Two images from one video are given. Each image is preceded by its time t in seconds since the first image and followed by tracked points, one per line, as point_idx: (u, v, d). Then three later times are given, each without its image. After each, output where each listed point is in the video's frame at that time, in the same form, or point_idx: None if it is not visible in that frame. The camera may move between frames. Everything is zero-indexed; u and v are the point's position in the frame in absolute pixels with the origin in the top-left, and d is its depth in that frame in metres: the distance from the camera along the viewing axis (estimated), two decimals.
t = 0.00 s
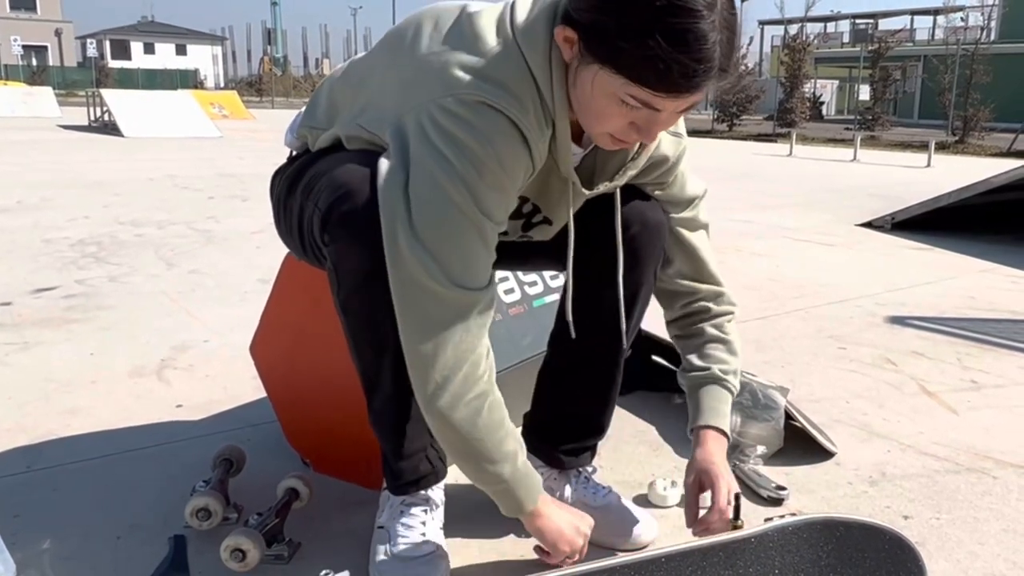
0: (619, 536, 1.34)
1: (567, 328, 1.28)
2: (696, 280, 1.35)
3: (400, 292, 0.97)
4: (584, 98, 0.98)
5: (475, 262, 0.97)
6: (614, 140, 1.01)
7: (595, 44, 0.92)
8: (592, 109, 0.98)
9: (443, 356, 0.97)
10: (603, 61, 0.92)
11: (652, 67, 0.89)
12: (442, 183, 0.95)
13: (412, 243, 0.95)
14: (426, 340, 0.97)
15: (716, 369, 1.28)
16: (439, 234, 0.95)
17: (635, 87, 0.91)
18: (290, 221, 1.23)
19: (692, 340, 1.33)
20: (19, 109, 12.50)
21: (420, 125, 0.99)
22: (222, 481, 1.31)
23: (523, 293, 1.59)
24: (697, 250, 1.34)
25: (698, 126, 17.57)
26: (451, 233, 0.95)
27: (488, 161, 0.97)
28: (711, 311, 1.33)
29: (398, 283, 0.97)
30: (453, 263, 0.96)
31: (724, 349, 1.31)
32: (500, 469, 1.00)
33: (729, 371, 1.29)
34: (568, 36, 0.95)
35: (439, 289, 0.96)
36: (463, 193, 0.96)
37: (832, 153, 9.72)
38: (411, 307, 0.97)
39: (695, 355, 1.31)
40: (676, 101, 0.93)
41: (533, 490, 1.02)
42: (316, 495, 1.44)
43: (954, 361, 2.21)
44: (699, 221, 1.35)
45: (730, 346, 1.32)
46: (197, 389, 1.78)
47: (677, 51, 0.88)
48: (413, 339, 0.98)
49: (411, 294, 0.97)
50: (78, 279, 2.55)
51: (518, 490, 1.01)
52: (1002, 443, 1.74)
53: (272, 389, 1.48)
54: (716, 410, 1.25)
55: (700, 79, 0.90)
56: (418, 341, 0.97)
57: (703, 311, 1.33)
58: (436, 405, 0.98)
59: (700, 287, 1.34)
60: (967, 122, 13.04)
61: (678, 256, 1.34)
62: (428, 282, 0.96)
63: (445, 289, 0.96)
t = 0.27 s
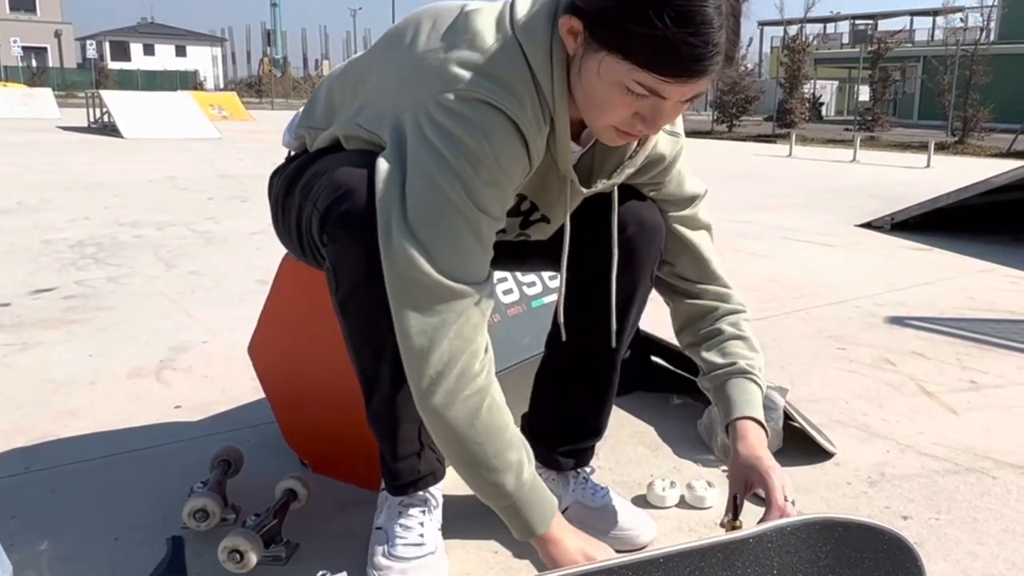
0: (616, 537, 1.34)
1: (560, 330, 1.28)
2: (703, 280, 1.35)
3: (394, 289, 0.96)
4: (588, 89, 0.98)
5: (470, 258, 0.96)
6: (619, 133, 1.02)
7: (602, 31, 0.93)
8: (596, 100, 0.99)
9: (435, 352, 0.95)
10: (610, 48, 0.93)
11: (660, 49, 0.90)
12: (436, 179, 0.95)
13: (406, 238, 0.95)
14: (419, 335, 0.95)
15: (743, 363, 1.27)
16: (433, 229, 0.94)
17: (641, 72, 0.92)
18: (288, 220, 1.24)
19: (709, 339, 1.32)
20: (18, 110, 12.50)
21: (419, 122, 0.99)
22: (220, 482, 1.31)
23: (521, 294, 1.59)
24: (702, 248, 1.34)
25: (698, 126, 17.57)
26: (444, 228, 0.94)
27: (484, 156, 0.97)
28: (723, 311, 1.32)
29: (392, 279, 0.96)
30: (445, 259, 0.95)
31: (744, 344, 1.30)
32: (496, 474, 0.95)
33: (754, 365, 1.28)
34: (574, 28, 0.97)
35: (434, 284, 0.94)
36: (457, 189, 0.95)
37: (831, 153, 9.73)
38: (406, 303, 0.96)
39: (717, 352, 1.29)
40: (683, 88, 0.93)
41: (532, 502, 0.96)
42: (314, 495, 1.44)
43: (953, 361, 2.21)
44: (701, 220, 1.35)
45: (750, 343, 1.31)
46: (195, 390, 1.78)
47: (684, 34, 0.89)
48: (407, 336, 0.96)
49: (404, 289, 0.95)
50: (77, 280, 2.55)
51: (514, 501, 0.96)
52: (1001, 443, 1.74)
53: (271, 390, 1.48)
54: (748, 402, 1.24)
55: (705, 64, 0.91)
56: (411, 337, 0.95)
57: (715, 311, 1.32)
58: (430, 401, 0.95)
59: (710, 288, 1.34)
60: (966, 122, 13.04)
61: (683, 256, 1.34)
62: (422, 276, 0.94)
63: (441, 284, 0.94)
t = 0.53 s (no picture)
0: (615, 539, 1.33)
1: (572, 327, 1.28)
2: (700, 282, 1.35)
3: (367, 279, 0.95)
4: (598, 89, 0.99)
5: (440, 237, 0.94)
6: (625, 133, 1.03)
7: (615, 33, 0.94)
8: (605, 100, 0.99)
9: (411, 339, 0.94)
10: (623, 49, 0.94)
11: (675, 51, 0.91)
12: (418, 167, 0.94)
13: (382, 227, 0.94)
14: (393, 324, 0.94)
15: (739, 365, 1.27)
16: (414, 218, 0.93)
17: (654, 73, 0.93)
18: (288, 220, 1.23)
19: (706, 343, 1.32)
20: (19, 112, 12.52)
21: (411, 113, 0.99)
22: (220, 483, 1.31)
23: (521, 295, 1.58)
24: (698, 248, 1.34)
25: (698, 128, 17.57)
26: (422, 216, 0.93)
27: (475, 149, 0.96)
28: (720, 313, 1.33)
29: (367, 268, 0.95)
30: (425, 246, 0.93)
31: (741, 347, 1.30)
32: (482, 448, 0.96)
33: (751, 367, 1.28)
34: (584, 29, 0.97)
35: (401, 262, 0.92)
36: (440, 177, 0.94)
37: (832, 155, 9.73)
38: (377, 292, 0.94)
39: (713, 356, 1.30)
40: (694, 90, 0.95)
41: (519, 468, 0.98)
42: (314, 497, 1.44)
43: (954, 363, 2.21)
44: (700, 219, 1.35)
45: (747, 345, 1.31)
46: (195, 392, 1.78)
47: (698, 35, 0.90)
48: (378, 325, 0.95)
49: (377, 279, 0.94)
50: (77, 282, 2.55)
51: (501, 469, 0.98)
52: (1002, 445, 1.74)
53: (272, 391, 1.48)
54: (745, 405, 1.24)
55: (718, 66, 0.93)
56: (385, 324, 0.94)
57: (712, 314, 1.33)
58: (403, 388, 0.94)
59: (707, 290, 1.34)
60: (966, 124, 13.04)
61: (681, 258, 1.34)
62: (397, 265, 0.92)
63: (406, 261, 0.92)
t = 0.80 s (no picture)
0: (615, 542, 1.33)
1: (560, 326, 1.29)
2: (699, 285, 1.34)
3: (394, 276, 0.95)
4: (601, 83, 1.00)
5: (458, 221, 0.94)
6: (625, 129, 1.04)
7: (619, 26, 0.95)
8: (607, 93, 1.00)
9: (446, 326, 0.93)
10: (627, 43, 0.95)
11: (680, 44, 0.92)
12: (424, 155, 0.94)
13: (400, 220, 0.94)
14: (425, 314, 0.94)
15: (735, 370, 1.26)
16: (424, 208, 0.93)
17: (657, 65, 0.94)
18: (288, 223, 1.23)
19: (703, 347, 1.31)
20: (20, 116, 12.54)
21: (407, 106, 0.98)
22: (219, 486, 1.31)
23: (521, 297, 1.58)
24: (698, 252, 1.34)
25: (699, 131, 17.58)
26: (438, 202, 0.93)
27: (473, 139, 0.96)
28: (717, 316, 1.32)
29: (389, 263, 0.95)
30: (442, 230, 0.93)
31: (738, 351, 1.29)
32: (535, 423, 0.95)
33: (748, 373, 1.27)
34: (587, 24, 0.98)
35: (422, 253, 0.92)
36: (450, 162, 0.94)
37: (833, 157, 9.73)
38: (404, 286, 0.94)
39: (710, 360, 1.28)
40: (697, 84, 0.96)
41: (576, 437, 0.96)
42: (315, 499, 1.44)
43: (955, 365, 2.21)
44: (699, 223, 1.35)
45: (744, 350, 1.30)
46: (195, 395, 1.78)
47: (702, 28, 0.92)
48: (411, 321, 0.95)
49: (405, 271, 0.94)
50: (78, 285, 2.55)
51: (560, 442, 0.96)
52: (1002, 447, 1.74)
53: (271, 391, 1.48)
54: (741, 409, 1.22)
55: (720, 60, 0.94)
56: (417, 316, 0.94)
57: (710, 317, 1.32)
58: (446, 377, 0.94)
59: (705, 293, 1.33)
60: (967, 126, 13.04)
61: (680, 260, 1.34)
62: (420, 254, 0.93)
63: (426, 251, 0.92)
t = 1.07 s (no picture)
0: (617, 547, 1.33)
1: (563, 322, 1.28)
2: (700, 290, 1.34)
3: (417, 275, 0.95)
4: (600, 72, 1.00)
5: (474, 215, 0.94)
6: (623, 121, 1.03)
7: (619, 15, 0.95)
8: (606, 83, 1.00)
9: (473, 319, 0.94)
10: (627, 29, 0.95)
11: (680, 30, 0.92)
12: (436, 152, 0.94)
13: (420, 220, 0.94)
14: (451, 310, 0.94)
15: (737, 374, 1.25)
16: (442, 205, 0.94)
17: (658, 53, 0.94)
18: (291, 227, 1.23)
19: (704, 351, 1.30)
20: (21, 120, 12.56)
21: (412, 103, 0.99)
22: (221, 492, 1.31)
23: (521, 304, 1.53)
24: (699, 259, 1.34)
25: (699, 134, 17.59)
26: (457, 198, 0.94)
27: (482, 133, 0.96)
28: (718, 321, 1.32)
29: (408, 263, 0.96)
30: (459, 227, 0.94)
31: (739, 356, 1.29)
32: (563, 415, 0.96)
33: (750, 376, 1.26)
34: (588, 15, 0.99)
35: (442, 249, 0.93)
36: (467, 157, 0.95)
37: (833, 160, 9.73)
38: (426, 283, 0.95)
39: (711, 363, 1.28)
40: (695, 72, 0.95)
41: (605, 428, 0.97)
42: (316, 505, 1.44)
43: (956, 368, 2.21)
44: (699, 230, 1.36)
45: (744, 353, 1.29)
46: (197, 400, 1.78)
47: (703, 16, 0.92)
48: (437, 322, 0.94)
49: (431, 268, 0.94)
50: (81, 289, 2.55)
51: (588, 434, 0.97)
52: (1005, 451, 1.74)
53: (273, 395, 1.48)
54: (743, 412, 1.22)
55: (719, 50, 0.94)
56: (440, 314, 0.94)
57: (711, 321, 1.32)
58: (476, 371, 0.94)
59: (707, 298, 1.33)
60: (968, 129, 13.03)
61: (680, 266, 1.35)
62: (443, 250, 0.93)
63: (445, 247, 0.93)
